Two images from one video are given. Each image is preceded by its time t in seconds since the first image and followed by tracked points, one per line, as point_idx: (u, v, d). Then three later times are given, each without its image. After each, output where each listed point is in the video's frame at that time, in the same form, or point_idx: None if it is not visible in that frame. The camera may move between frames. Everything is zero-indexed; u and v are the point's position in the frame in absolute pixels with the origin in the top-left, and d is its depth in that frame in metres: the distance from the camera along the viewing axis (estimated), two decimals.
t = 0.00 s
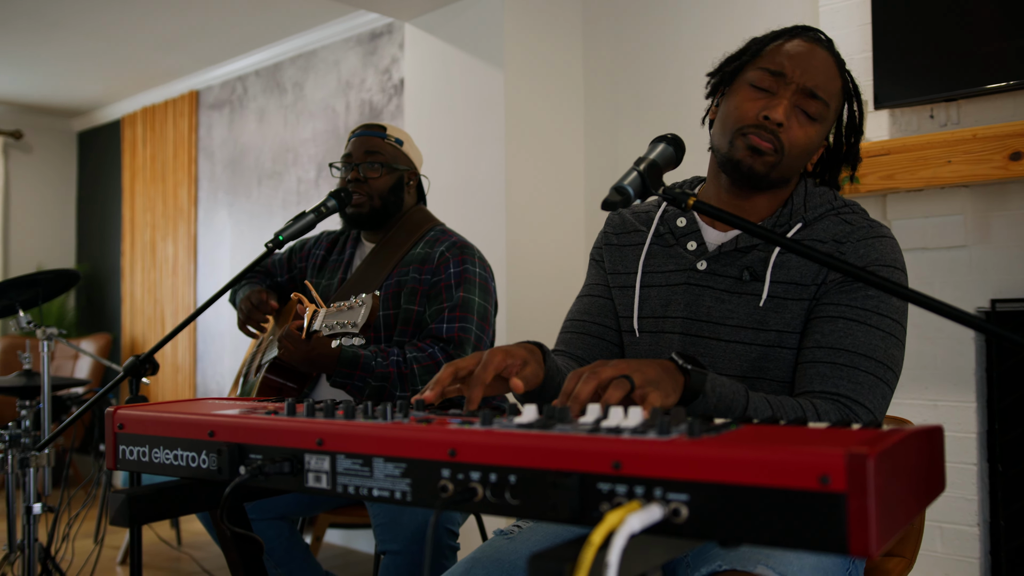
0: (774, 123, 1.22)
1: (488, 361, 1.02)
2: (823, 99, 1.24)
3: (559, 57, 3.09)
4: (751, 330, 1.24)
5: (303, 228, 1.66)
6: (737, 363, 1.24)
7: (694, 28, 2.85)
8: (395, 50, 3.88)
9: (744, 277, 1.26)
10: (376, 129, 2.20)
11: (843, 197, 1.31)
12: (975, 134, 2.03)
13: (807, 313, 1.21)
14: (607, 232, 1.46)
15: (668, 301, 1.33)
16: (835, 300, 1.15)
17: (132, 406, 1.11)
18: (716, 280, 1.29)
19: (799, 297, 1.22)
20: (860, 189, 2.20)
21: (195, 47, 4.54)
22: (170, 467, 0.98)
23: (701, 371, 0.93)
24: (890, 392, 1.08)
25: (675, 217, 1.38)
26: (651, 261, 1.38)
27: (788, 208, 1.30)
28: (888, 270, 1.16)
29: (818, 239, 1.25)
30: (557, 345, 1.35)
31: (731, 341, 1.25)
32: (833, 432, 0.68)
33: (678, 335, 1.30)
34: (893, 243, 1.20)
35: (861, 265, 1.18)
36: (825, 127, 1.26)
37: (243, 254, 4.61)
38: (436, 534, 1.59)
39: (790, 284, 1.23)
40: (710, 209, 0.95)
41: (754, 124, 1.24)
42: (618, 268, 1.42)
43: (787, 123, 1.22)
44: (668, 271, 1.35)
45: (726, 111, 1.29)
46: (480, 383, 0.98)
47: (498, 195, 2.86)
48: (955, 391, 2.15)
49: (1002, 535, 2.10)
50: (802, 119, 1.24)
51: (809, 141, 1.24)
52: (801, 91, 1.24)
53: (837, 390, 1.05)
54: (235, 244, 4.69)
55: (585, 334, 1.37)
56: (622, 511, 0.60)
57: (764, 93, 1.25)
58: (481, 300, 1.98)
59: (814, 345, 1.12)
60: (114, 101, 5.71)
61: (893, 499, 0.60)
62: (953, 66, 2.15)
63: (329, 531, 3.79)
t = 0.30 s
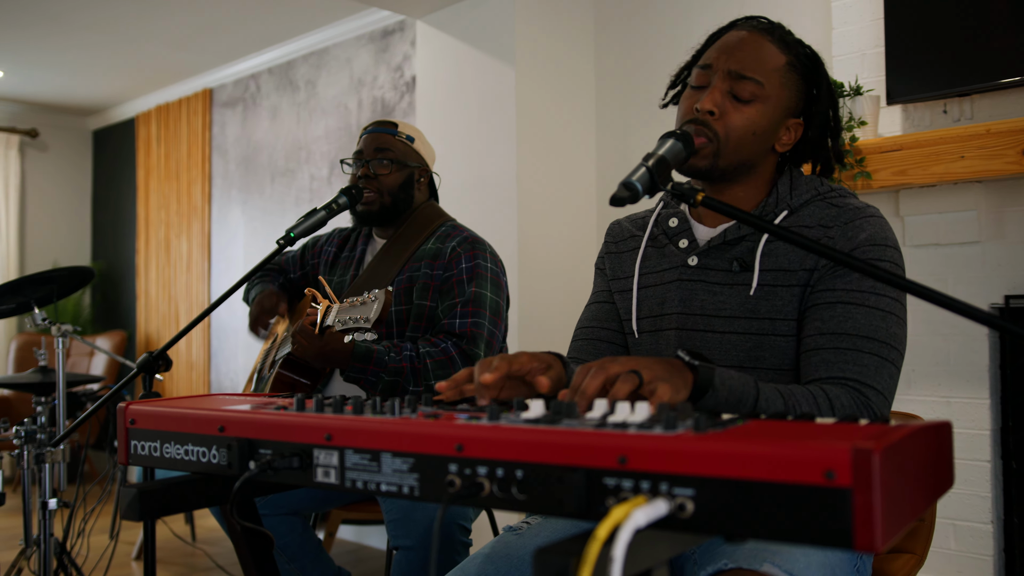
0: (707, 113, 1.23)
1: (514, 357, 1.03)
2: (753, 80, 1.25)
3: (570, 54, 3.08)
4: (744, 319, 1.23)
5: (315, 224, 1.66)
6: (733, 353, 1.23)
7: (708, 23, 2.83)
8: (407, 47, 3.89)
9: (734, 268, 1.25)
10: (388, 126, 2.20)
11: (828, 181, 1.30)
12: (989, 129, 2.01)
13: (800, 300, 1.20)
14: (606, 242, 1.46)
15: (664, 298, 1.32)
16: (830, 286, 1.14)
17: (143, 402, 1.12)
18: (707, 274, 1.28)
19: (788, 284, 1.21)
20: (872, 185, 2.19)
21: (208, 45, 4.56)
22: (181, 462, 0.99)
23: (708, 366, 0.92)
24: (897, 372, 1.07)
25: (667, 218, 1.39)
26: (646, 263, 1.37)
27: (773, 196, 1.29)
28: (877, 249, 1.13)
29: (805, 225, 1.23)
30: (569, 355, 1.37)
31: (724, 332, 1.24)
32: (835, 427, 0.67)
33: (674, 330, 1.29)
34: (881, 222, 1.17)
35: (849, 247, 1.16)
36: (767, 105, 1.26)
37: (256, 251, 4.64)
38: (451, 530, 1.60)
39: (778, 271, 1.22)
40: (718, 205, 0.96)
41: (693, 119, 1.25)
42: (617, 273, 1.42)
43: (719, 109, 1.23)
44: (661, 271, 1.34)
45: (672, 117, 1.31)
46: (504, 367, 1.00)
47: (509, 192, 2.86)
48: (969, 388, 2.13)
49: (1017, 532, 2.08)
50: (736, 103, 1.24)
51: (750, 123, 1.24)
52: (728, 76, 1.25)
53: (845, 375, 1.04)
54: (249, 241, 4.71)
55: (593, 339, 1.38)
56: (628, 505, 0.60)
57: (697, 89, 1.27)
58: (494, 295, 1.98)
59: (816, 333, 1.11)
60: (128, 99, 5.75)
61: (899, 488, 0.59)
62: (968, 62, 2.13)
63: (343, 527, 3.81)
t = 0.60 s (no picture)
0: (733, 112, 1.22)
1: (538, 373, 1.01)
2: (771, 75, 1.25)
3: (583, 50, 3.08)
4: (751, 313, 1.23)
5: (328, 222, 1.67)
6: (741, 348, 1.23)
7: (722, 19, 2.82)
8: (421, 45, 3.89)
9: (739, 261, 1.25)
10: (409, 122, 2.21)
11: (830, 174, 1.29)
12: (1005, 125, 1.99)
13: (810, 294, 1.19)
14: (612, 241, 1.46)
15: (669, 295, 1.32)
16: (848, 282, 1.13)
17: (158, 399, 1.13)
18: (712, 269, 1.28)
19: (796, 278, 1.20)
20: (886, 182, 2.16)
21: (222, 44, 4.59)
22: (194, 459, 0.99)
23: (745, 374, 0.93)
24: (920, 363, 1.06)
25: (671, 215, 1.38)
26: (651, 260, 1.37)
27: (775, 189, 1.28)
28: (886, 240, 1.12)
29: (810, 218, 1.23)
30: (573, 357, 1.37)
31: (731, 327, 1.24)
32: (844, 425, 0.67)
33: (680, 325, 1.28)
34: (886, 211, 1.16)
35: (858, 240, 1.15)
36: (783, 101, 1.26)
37: (270, 249, 4.66)
38: (463, 526, 1.60)
39: (785, 264, 1.21)
40: (729, 202, 0.95)
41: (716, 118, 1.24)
42: (623, 272, 1.41)
43: (745, 107, 1.23)
44: (666, 267, 1.34)
45: (686, 118, 1.29)
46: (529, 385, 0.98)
47: (522, 189, 2.86)
48: (984, 385, 2.12)
49: None
50: (757, 100, 1.24)
51: (771, 119, 1.24)
52: (747, 74, 1.25)
53: (872, 372, 1.04)
54: (263, 239, 4.73)
55: (598, 342, 1.38)
56: (637, 504, 0.59)
57: (715, 88, 1.26)
58: (504, 293, 1.99)
59: (838, 331, 1.10)
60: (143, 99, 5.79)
61: (910, 485, 0.59)
62: (983, 57, 2.11)
63: (356, 524, 3.83)
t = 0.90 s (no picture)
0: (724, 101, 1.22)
1: (551, 372, 1.02)
2: (770, 67, 1.24)
3: (597, 48, 3.08)
4: (765, 312, 1.22)
5: (342, 221, 1.67)
6: (755, 347, 1.22)
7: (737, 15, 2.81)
8: (435, 43, 3.90)
9: (754, 261, 1.24)
10: (425, 120, 2.22)
11: (849, 176, 1.28)
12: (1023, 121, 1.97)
13: (825, 295, 1.18)
14: (629, 236, 1.45)
15: (683, 292, 1.32)
16: (862, 284, 1.12)
17: (173, 397, 1.14)
18: (728, 267, 1.27)
19: (811, 278, 1.19)
20: (902, 179, 2.15)
21: (237, 43, 4.61)
22: (208, 456, 1.00)
23: (758, 364, 0.93)
24: (934, 369, 1.06)
25: (688, 212, 1.38)
26: (667, 256, 1.36)
27: (793, 190, 1.28)
28: (903, 244, 1.12)
29: (827, 219, 1.22)
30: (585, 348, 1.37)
31: (746, 326, 1.23)
32: (856, 426, 0.67)
33: (695, 324, 1.28)
34: (906, 215, 1.16)
35: (875, 243, 1.14)
36: (782, 93, 1.25)
37: (286, 247, 4.68)
38: (476, 525, 1.61)
39: (801, 265, 1.20)
40: (742, 200, 0.95)
41: (709, 108, 1.24)
42: (639, 267, 1.41)
43: (738, 97, 1.22)
44: (682, 264, 1.34)
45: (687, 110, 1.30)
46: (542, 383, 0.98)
47: (536, 187, 2.86)
48: (1002, 384, 2.09)
49: None
50: (754, 92, 1.23)
51: (766, 110, 1.23)
52: (744, 65, 1.24)
53: (885, 376, 1.04)
54: (279, 237, 4.76)
55: (612, 334, 1.38)
56: (648, 503, 0.60)
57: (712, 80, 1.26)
58: (518, 293, 1.98)
59: (851, 334, 1.10)
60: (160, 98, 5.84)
61: (923, 490, 0.59)
62: (1001, 52, 2.08)
63: (371, 521, 3.84)
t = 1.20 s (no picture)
0: (735, 91, 1.22)
1: (567, 367, 1.02)
2: (782, 58, 1.23)
3: (612, 45, 3.07)
4: (780, 308, 1.22)
5: (358, 219, 1.68)
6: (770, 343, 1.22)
7: (754, 12, 2.79)
8: (450, 41, 3.91)
9: (771, 257, 1.24)
10: (439, 121, 2.23)
11: (868, 171, 1.27)
12: None
13: (840, 291, 1.18)
14: (647, 232, 1.45)
15: (699, 288, 1.32)
16: (873, 279, 1.12)
17: (192, 394, 1.15)
18: (745, 263, 1.27)
19: (826, 274, 1.19)
20: (919, 176, 2.14)
21: (255, 42, 4.65)
22: (228, 452, 1.02)
23: (767, 350, 0.92)
24: (943, 365, 1.05)
25: (706, 208, 1.37)
26: (685, 252, 1.36)
27: (811, 185, 1.27)
28: (917, 240, 1.11)
29: (844, 214, 1.21)
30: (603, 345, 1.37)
31: (761, 322, 1.23)
32: (872, 423, 0.67)
33: (711, 320, 1.28)
34: (922, 211, 1.15)
35: (890, 238, 1.14)
36: (794, 83, 1.24)
37: (303, 246, 4.71)
38: (492, 522, 1.62)
39: (816, 261, 1.20)
40: (757, 197, 0.95)
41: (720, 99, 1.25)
42: (657, 262, 1.41)
43: (749, 87, 1.22)
44: (699, 260, 1.34)
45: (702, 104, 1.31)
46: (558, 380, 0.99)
47: (551, 185, 2.86)
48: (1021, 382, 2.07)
49: None
50: (766, 82, 1.23)
51: (777, 99, 1.23)
52: (756, 56, 1.24)
53: (890, 371, 1.04)
54: (295, 235, 4.79)
55: (631, 331, 1.38)
56: (663, 498, 0.60)
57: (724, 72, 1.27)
58: (535, 294, 1.99)
59: (859, 329, 1.10)
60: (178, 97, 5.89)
61: (939, 488, 0.59)
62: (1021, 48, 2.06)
63: (387, 518, 3.87)
